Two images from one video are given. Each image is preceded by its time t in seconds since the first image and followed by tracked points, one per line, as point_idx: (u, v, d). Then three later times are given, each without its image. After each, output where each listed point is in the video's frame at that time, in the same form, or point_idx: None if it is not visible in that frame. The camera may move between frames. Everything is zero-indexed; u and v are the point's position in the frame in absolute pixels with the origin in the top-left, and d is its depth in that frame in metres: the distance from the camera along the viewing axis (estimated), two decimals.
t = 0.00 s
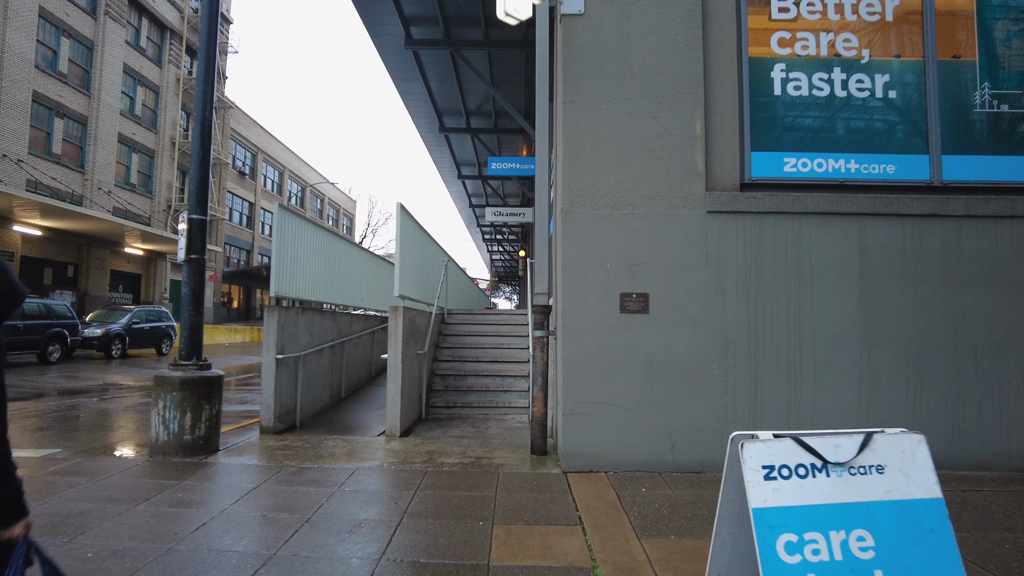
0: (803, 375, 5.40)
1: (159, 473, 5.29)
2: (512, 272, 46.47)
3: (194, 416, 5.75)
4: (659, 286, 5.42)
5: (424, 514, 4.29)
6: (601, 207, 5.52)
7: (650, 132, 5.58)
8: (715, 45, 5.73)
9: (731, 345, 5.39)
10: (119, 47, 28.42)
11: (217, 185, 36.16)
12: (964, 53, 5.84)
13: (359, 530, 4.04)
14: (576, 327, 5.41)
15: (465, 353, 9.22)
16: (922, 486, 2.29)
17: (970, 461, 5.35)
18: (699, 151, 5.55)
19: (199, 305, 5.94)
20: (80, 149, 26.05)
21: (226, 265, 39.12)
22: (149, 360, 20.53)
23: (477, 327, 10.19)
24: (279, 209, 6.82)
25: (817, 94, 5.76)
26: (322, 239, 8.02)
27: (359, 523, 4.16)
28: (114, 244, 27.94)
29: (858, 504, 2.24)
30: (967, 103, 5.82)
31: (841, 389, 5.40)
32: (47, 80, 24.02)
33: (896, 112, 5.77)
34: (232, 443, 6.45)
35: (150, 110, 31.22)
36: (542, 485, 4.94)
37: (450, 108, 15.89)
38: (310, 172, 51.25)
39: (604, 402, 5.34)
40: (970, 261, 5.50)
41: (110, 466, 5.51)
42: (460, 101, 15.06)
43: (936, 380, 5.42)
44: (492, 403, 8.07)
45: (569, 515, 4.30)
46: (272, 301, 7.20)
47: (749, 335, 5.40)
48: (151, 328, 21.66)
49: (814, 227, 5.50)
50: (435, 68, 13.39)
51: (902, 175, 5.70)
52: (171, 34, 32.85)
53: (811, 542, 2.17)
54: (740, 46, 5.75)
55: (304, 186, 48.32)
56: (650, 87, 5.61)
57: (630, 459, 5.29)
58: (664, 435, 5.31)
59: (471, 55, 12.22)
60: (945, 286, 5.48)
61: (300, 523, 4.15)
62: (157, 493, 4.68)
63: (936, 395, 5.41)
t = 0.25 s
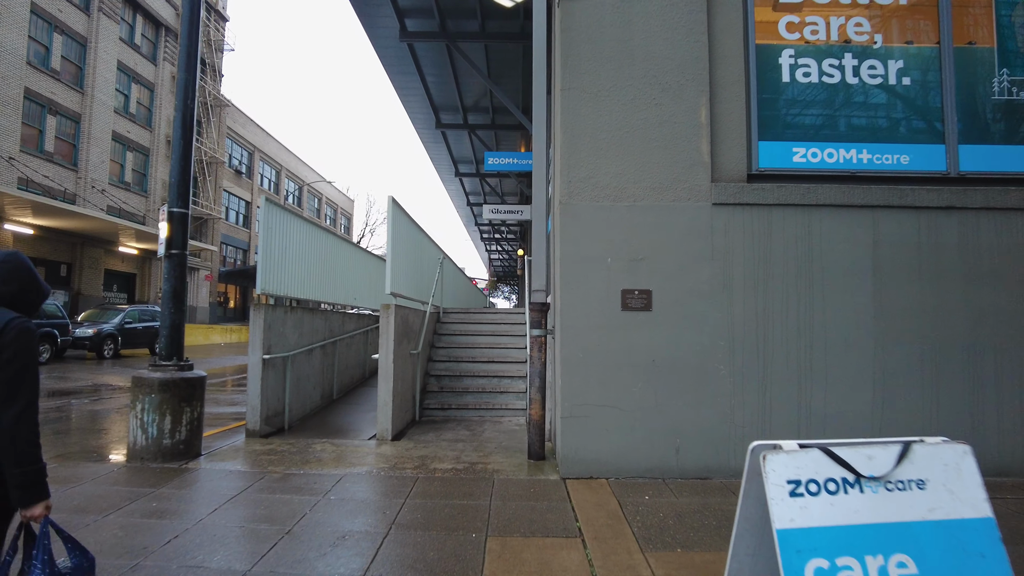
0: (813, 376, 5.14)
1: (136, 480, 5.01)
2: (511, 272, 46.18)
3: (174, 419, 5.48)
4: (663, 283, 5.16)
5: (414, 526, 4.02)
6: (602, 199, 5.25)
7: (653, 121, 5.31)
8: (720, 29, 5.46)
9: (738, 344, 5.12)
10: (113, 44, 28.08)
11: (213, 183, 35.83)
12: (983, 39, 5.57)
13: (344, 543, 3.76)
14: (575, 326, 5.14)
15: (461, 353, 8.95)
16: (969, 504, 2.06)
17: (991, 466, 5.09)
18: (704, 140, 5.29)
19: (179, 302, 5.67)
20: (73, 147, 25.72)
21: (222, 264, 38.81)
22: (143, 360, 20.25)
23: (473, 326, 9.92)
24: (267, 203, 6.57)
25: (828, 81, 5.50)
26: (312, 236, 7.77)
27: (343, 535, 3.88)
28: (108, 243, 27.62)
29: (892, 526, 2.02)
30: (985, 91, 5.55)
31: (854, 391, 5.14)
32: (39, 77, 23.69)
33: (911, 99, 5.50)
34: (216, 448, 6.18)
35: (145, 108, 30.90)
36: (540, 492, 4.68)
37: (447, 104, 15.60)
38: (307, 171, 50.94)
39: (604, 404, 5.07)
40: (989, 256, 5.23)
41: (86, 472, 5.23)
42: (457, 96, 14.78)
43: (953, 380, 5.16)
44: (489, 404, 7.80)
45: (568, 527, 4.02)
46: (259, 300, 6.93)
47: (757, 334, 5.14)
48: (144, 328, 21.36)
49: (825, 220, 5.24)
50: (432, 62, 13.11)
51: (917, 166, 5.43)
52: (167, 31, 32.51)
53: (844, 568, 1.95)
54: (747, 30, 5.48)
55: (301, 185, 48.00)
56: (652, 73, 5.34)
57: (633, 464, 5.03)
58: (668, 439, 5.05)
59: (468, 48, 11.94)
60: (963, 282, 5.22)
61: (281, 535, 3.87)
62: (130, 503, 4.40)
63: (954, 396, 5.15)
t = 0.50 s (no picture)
0: (830, 378, 4.87)
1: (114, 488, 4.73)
2: (510, 271, 45.89)
3: (156, 424, 5.19)
4: (671, 279, 4.89)
5: (407, 539, 3.74)
6: (607, 191, 4.98)
7: (660, 109, 5.04)
8: (731, 14, 5.19)
9: (751, 344, 4.85)
10: (108, 41, 27.77)
11: (210, 182, 35.52)
12: (1007, 24, 5.30)
13: (331, 559, 3.48)
14: (578, 325, 4.87)
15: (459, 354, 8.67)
16: None
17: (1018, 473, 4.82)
18: (714, 130, 5.02)
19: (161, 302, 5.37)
20: (67, 145, 25.42)
21: (219, 264, 38.50)
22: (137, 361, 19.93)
23: (472, 326, 9.65)
24: (256, 197, 6.29)
25: (844, 68, 5.23)
26: (303, 231, 7.49)
27: (331, 550, 3.60)
28: (104, 242, 27.31)
29: (953, 552, 2.11)
30: (1009, 78, 5.28)
31: (873, 393, 4.87)
32: (32, 74, 23.38)
33: (931, 87, 5.23)
34: (203, 453, 5.89)
35: (141, 106, 30.58)
36: (542, 502, 4.40)
37: (445, 100, 15.31)
38: (305, 170, 50.63)
39: (610, 407, 4.80)
40: (1014, 252, 4.97)
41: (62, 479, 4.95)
42: (456, 92, 14.50)
43: (977, 382, 4.89)
44: (488, 407, 7.53)
45: (573, 540, 3.75)
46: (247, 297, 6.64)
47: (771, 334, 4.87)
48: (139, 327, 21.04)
49: (841, 214, 4.97)
50: (430, 56, 12.83)
51: (938, 157, 5.16)
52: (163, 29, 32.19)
53: None
54: (759, 14, 5.21)
55: (299, 184, 47.70)
56: (659, 59, 5.07)
57: (640, 471, 4.75)
58: (677, 444, 4.78)
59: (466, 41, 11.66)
60: (988, 279, 4.95)
61: (262, 550, 3.59)
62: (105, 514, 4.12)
63: (979, 399, 4.88)
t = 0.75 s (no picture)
0: (851, 379, 4.60)
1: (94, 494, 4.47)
2: (511, 270, 45.61)
3: (138, 426, 4.93)
4: (683, 275, 4.62)
5: (402, 552, 3.48)
6: (616, 181, 4.72)
7: (671, 96, 4.78)
8: None
9: (767, 344, 4.59)
10: (105, 37, 27.51)
11: (209, 181, 35.26)
12: None
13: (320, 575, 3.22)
14: (585, 323, 4.60)
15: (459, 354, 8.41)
16: None
17: None
18: (727, 118, 4.76)
19: (145, 299, 5.10)
20: (64, 142, 25.16)
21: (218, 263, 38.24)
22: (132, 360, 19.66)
23: (472, 325, 9.38)
24: (246, 188, 6.02)
25: (865, 52, 4.96)
26: (296, 226, 7.22)
27: (320, 565, 3.34)
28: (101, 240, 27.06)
29: None
30: None
31: (897, 396, 4.60)
32: (28, 70, 23.12)
33: (957, 73, 4.96)
34: (190, 457, 5.62)
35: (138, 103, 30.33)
36: (547, 510, 4.14)
37: (445, 95, 15.05)
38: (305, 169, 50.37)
39: (618, 410, 4.54)
40: None
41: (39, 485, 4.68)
42: (456, 87, 14.23)
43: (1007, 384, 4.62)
44: (489, 409, 7.27)
45: (581, 554, 3.48)
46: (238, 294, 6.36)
47: (788, 333, 4.61)
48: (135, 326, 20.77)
49: (863, 206, 4.71)
50: (430, 50, 12.57)
51: (965, 146, 4.90)
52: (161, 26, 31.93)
53: None
54: None
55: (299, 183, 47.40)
56: (670, 43, 4.81)
57: (649, 478, 4.49)
58: (689, 448, 4.52)
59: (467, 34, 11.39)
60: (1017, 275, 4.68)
61: (246, 565, 3.32)
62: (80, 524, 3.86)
63: (1008, 402, 4.61)
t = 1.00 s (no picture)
0: (868, 380, 4.34)
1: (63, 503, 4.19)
2: (510, 270, 45.33)
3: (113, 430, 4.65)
4: (690, 270, 4.36)
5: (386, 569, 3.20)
6: (619, 170, 4.45)
7: (677, 80, 4.51)
8: None
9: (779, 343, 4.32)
10: (100, 34, 27.22)
11: (205, 179, 34.97)
12: None
13: None
14: (585, 321, 4.33)
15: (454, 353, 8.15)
16: None
17: None
18: (736, 104, 4.49)
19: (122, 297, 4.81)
20: (58, 139, 24.87)
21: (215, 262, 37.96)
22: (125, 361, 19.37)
23: (469, 324, 9.12)
24: (232, 178, 5.74)
25: (882, 35, 4.69)
26: (283, 219, 6.93)
27: None
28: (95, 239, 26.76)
29: None
30: None
31: (918, 399, 4.33)
32: (21, 67, 22.83)
33: (979, 57, 4.70)
34: (171, 461, 5.35)
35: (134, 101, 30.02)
36: (546, 521, 3.87)
37: (442, 91, 14.77)
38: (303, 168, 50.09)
39: (621, 413, 4.27)
40: None
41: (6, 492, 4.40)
42: (454, 81, 13.96)
43: None
44: (485, 411, 7.01)
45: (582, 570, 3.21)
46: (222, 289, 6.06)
47: (801, 331, 4.34)
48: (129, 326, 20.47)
49: (880, 197, 4.44)
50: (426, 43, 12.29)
51: (987, 134, 4.63)
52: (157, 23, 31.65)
53: None
54: None
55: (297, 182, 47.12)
56: (676, 24, 4.54)
57: (654, 486, 4.22)
58: (696, 454, 4.25)
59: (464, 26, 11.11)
60: None
61: None
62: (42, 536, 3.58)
63: None
